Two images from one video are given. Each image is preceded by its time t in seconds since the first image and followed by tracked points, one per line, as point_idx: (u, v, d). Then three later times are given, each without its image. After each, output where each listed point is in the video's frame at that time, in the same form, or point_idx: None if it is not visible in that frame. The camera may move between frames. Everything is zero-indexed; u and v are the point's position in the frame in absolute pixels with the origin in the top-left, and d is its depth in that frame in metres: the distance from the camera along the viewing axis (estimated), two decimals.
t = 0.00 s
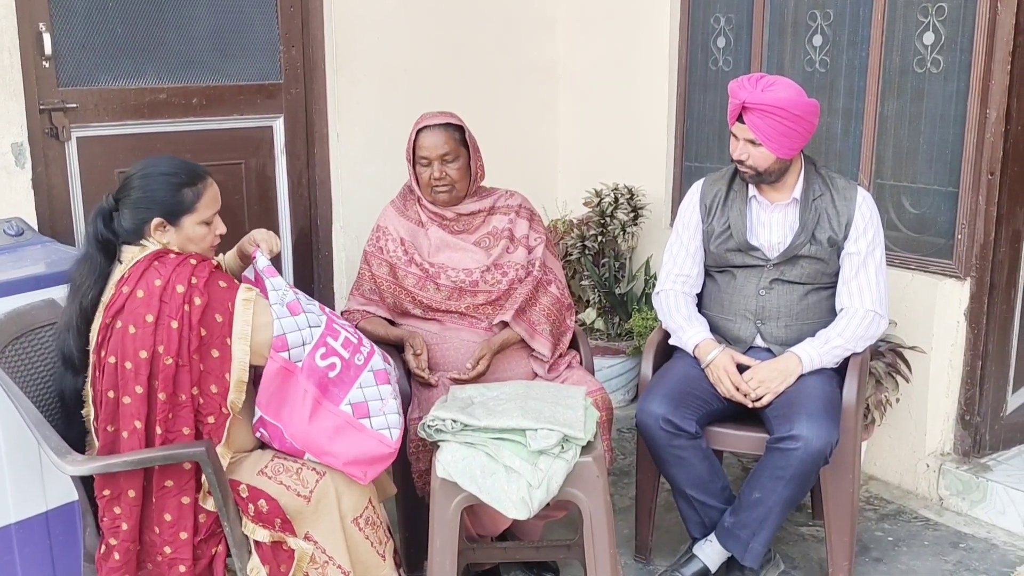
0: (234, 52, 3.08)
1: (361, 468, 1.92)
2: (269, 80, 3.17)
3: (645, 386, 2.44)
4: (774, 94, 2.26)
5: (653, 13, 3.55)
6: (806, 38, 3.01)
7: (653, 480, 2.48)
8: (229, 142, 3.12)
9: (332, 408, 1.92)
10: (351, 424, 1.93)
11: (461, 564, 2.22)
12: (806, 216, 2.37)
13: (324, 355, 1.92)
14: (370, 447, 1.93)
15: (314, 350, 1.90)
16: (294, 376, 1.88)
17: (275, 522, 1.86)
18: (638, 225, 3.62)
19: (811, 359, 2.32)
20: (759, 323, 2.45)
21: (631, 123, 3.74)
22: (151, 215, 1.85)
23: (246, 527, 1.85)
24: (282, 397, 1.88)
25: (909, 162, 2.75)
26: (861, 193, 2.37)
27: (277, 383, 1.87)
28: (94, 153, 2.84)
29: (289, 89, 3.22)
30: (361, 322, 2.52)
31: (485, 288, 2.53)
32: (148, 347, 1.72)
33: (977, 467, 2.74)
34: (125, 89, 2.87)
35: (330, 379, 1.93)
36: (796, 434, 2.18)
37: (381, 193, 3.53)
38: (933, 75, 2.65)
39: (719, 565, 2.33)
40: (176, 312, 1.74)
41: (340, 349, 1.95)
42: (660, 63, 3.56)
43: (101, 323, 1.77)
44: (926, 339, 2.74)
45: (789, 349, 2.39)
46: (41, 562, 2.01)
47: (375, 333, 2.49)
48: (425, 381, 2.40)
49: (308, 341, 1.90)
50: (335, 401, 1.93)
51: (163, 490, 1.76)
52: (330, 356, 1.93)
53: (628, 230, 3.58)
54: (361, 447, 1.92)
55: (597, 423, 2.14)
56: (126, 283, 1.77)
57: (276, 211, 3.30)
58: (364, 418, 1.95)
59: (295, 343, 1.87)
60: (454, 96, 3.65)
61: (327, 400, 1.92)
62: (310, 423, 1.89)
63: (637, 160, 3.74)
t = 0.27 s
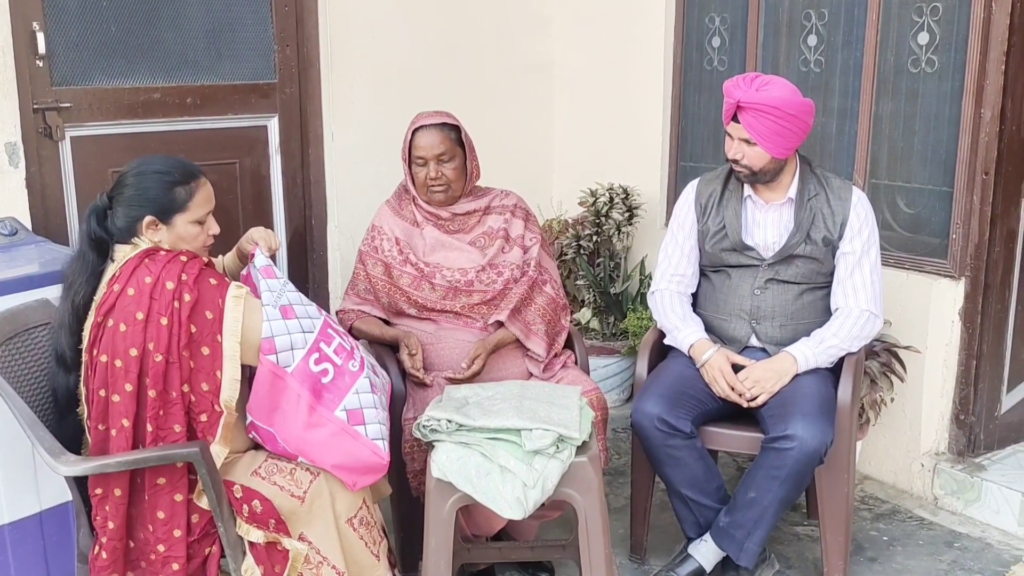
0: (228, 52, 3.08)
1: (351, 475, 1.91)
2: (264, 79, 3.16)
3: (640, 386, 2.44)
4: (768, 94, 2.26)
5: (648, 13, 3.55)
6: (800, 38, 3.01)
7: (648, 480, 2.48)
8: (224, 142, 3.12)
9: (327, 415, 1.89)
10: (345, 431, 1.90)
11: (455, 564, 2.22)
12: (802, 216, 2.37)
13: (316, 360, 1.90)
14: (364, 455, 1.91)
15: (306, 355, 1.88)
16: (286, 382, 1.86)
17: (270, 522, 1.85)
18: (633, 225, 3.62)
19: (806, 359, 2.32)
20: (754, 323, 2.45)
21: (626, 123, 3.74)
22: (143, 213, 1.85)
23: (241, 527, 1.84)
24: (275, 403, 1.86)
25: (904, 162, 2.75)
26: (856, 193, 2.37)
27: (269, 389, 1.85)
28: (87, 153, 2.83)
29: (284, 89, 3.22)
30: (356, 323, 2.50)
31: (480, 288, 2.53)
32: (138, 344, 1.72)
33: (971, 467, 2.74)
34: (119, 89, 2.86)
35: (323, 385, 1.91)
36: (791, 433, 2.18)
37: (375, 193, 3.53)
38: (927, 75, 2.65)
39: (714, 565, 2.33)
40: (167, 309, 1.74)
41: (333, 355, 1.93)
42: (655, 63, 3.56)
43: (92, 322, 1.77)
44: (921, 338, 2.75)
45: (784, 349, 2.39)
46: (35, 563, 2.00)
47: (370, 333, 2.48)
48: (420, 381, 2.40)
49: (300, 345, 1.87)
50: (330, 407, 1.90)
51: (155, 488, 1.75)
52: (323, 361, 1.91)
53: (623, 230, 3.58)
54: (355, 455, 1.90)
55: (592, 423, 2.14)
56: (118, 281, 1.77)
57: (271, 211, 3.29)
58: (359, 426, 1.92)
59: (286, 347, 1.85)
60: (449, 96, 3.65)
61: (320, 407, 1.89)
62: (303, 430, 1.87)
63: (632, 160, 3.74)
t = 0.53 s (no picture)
0: (224, 51, 3.07)
1: (347, 477, 1.89)
2: (259, 79, 3.16)
3: (636, 386, 2.44)
4: (764, 94, 2.26)
5: (644, 13, 3.55)
6: (796, 38, 3.01)
7: (645, 479, 2.48)
8: (220, 141, 3.11)
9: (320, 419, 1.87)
10: (338, 435, 1.88)
11: (452, 565, 2.21)
12: (798, 215, 2.37)
13: (305, 365, 1.89)
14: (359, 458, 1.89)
15: (295, 360, 1.88)
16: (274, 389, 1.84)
17: (266, 522, 1.86)
18: (629, 224, 3.62)
19: (802, 358, 2.32)
20: (750, 323, 2.45)
21: (622, 122, 3.74)
22: (140, 214, 1.85)
23: (237, 528, 1.84)
24: (265, 412, 1.84)
25: (900, 162, 2.76)
26: (852, 192, 2.37)
27: (258, 398, 1.83)
28: (83, 152, 2.83)
29: (280, 89, 3.21)
30: (352, 322, 2.52)
31: (476, 288, 2.53)
32: (143, 348, 1.72)
33: (967, 466, 2.75)
34: (114, 88, 2.85)
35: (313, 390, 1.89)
36: (787, 433, 2.18)
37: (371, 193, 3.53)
38: (923, 75, 2.66)
39: (710, 565, 2.33)
40: (173, 314, 1.75)
41: (322, 360, 1.93)
42: (651, 63, 3.56)
43: (94, 324, 1.76)
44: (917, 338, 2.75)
45: (780, 349, 2.40)
46: (31, 563, 2.00)
47: (367, 333, 2.49)
48: (416, 381, 2.39)
49: (288, 350, 1.88)
50: (323, 410, 1.88)
51: (152, 492, 1.75)
52: (312, 366, 1.91)
53: (619, 229, 3.58)
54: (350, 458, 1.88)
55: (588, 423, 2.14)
56: (123, 284, 1.77)
57: (267, 211, 3.29)
58: (353, 429, 1.90)
59: (274, 351, 1.86)
60: (445, 95, 3.65)
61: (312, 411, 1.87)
62: (295, 436, 1.85)
63: (628, 159, 3.74)
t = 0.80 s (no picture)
0: (219, 51, 3.07)
1: (328, 476, 1.87)
2: (255, 78, 3.16)
3: (632, 385, 2.44)
4: (760, 93, 2.26)
5: (640, 13, 3.55)
6: (792, 38, 3.02)
7: (640, 479, 2.48)
8: (215, 141, 3.11)
9: (302, 418, 1.85)
10: (320, 435, 1.85)
11: (447, 564, 2.21)
12: (794, 215, 2.37)
13: (294, 362, 1.86)
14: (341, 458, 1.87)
15: (284, 358, 1.85)
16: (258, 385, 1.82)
17: (261, 522, 1.86)
18: (624, 224, 3.63)
19: (798, 358, 2.32)
20: (746, 323, 2.45)
21: (618, 122, 3.74)
22: (135, 212, 1.85)
23: (232, 528, 1.84)
24: (249, 407, 1.83)
25: (895, 162, 2.76)
26: (848, 192, 2.38)
27: (243, 394, 1.82)
28: (77, 152, 2.82)
29: (275, 88, 3.21)
30: (348, 322, 2.51)
31: (471, 287, 2.53)
32: (136, 343, 1.72)
33: (962, 466, 2.75)
34: (109, 88, 2.85)
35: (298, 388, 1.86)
36: (783, 433, 2.18)
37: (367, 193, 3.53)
38: (918, 75, 2.66)
39: (705, 565, 2.33)
40: (165, 308, 1.75)
41: (312, 357, 1.89)
42: (647, 63, 3.56)
43: (88, 322, 1.76)
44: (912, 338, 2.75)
45: (775, 349, 2.40)
46: (24, 563, 1.99)
47: (362, 332, 2.48)
48: (412, 380, 2.39)
49: (278, 347, 1.85)
50: (307, 409, 1.85)
51: (149, 488, 1.75)
52: (301, 363, 1.87)
53: (615, 230, 3.59)
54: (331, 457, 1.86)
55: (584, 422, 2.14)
56: (115, 281, 1.77)
57: (262, 210, 3.28)
58: (336, 430, 1.87)
59: (262, 348, 1.82)
60: (440, 95, 3.65)
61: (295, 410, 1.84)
62: (275, 433, 1.83)
63: (623, 159, 3.74)
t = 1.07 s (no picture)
0: (218, 50, 3.07)
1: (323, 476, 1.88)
2: (254, 77, 3.15)
3: (631, 384, 2.44)
4: (761, 91, 2.26)
5: (639, 11, 3.55)
6: (791, 37, 3.02)
7: (639, 477, 2.48)
8: (214, 140, 3.11)
9: (298, 419, 1.84)
10: (315, 437, 1.84)
11: (446, 563, 2.21)
12: (793, 213, 2.38)
13: (295, 363, 1.86)
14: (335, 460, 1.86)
15: (285, 359, 1.84)
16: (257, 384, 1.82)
17: (261, 521, 1.86)
18: (624, 223, 3.62)
19: (797, 356, 2.32)
20: (745, 322, 2.45)
21: (617, 121, 3.74)
22: (136, 211, 1.84)
23: (232, 527, 1.84)
24: (247, 405, 1.83)
25: (894, 161, 2.76)
26: (847, 190, 2.38)
27: (242, 392, 1.82)
28: (76, 151, 2.82)
29: (274, 87, 3.21)
30: (348, 321, 2.51)
31: (470, 286, 2.53)
32: (141, 343, 1.72)
33: (961, 464, 2.75)
34: (108, 87, 2.85)
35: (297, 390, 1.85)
36: (782, 431, 2.18)
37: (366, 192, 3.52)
38: (917, 74, 2.66)
39: (705, 563, 2.33)
40: (170, 308, 1.74)
41: (313, 359, 1.89)
42: (646, 62, 3.56)
43: (92, 320, 1.76)
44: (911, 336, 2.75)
45: (775, 347, 2.40)
46: (24, 562, 1.99)
47: (360, 331, 2.48)
48: (411, 379, 2.39)
49: (278, 348, 1.84)
50: (305, 411, 1.85)
51: (150, 487, 1.75)
52: (302, 365, 1.87)
53: (614, 228, 3.59)
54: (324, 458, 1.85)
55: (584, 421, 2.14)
56: (121, 280, 1.77)
57: (261, 209, 3.28)
58: (332, 434, 1.86)
59: (263, 348, 1.82)
60: (439, 94, 3.65)
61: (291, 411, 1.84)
62: (271, 433, 1.83)
63: (622, 158, 3.74)
